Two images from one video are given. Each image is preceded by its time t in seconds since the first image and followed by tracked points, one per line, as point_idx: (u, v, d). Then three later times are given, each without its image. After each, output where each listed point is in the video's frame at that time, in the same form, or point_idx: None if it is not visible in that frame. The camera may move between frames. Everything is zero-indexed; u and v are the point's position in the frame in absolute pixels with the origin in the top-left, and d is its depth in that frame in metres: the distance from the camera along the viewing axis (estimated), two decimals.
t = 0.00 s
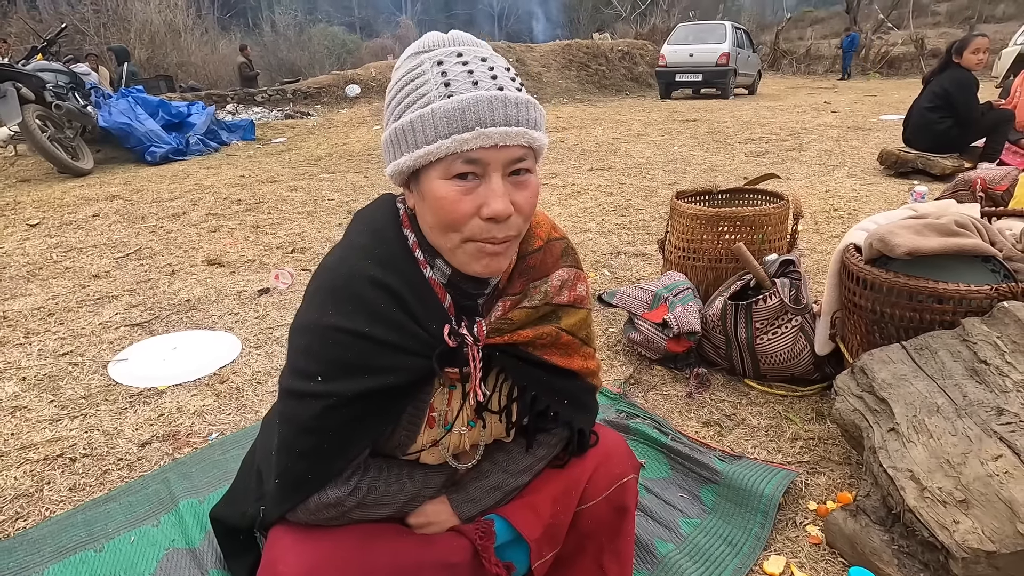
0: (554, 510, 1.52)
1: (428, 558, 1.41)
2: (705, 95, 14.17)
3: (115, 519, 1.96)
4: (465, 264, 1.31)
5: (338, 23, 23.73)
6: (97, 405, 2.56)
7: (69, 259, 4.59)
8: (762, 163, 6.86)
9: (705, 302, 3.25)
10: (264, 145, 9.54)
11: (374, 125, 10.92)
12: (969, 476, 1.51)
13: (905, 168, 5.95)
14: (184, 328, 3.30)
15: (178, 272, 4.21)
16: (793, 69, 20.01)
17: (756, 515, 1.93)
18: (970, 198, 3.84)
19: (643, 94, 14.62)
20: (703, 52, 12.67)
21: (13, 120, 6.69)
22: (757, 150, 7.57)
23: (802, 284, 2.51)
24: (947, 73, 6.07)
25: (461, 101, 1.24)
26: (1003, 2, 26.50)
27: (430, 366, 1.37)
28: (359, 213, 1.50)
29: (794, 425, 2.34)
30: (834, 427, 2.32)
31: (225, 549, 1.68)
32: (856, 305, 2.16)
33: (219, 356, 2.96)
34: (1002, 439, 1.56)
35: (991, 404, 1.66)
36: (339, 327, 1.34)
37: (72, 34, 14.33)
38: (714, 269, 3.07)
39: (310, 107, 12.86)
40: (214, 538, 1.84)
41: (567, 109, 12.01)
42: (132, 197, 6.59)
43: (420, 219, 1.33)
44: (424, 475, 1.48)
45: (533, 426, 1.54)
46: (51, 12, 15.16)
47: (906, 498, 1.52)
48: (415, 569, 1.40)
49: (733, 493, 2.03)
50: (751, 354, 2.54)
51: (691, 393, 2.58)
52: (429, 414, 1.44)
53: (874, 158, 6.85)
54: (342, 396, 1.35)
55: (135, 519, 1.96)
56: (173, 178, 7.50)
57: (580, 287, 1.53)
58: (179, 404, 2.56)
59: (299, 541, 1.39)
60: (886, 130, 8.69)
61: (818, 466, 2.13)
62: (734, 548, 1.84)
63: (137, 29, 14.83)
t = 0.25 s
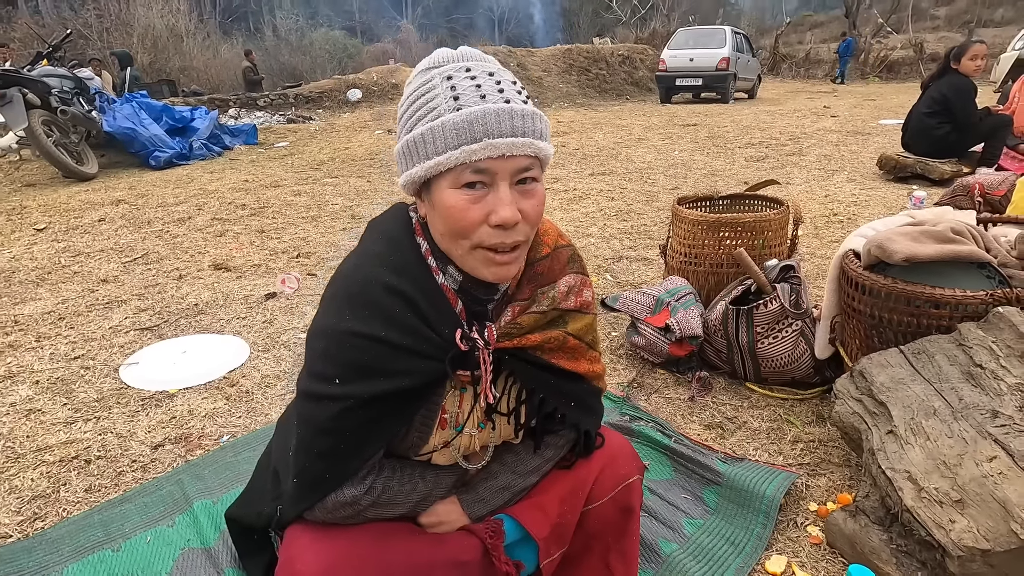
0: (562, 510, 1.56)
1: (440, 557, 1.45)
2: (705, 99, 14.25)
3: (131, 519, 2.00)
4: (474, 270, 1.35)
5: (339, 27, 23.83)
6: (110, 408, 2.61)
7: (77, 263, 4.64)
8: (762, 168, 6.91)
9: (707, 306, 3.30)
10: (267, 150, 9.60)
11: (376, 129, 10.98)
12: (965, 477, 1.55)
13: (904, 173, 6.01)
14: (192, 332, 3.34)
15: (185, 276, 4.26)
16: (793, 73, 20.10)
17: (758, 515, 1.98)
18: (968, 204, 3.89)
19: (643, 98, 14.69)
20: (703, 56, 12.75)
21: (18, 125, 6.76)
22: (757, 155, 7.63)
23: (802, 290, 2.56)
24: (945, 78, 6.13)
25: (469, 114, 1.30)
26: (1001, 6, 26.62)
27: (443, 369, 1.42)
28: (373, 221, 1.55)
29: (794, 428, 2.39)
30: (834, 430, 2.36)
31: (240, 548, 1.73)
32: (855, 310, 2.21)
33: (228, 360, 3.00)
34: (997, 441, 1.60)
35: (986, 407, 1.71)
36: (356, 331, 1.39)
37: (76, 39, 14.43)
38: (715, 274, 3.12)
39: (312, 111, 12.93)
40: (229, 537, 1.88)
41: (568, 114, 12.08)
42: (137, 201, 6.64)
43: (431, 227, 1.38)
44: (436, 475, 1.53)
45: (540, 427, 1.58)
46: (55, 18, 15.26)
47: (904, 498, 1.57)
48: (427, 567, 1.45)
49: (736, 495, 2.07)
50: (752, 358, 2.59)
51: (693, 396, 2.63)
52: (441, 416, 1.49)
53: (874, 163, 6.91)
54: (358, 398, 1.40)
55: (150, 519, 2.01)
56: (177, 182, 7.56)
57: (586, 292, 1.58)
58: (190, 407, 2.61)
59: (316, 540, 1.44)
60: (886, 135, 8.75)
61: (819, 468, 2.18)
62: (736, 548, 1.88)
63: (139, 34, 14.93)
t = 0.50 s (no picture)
0: (579, 506, 1.61)
1: (461, 551, 1.50)
2: (707, 102, 14.31)
3: (154, 516, 2.05)
4: (497, 272, 1.40)
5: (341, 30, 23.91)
6: (128, 408, 2.65)
7: (88, 266, 4.69)
8: (764, 171, 6.97)
9: (712, 308, 3.35)
10: (272, 153, 9.67)
11: (380, 132, 11.05)
12: (970, 474, 1.60)
13: (906, 176, 6.06)
14: (206, 333, 3.39)
15: (196, 278, 4.31)
16: (793, 76, 20.17)
17: (767, 512, 2.02)
18: (970, 207, 3.94)
19: (644, 101, 14.76)
20: (704, 59, 12.81)
21: (26, 128, 6.82)
22: (760, 157, 7.68)
23: (808, 292, 2.61)
24: (946, 82, 6.19)
25: (493, 122, 1.35)
26: (1001, 9, 26.70)
27: (466, 368, 1.47)
28: (398, 226, 1.60)
29: (801, 427, 2.44)
30: (840, 429, 2.41)
31: (263, 544, 1.77)
32: (860, 312, 2.26)
33: (242, 360, 3.05)
34: (1001, 439, 1.65)
35: (990, 407, 1.76)
36: (383, 332, 1.44)
37: (81, 43, 14.51)
38: (721, 276, 3.17)
39: (315, 114, 12.99)
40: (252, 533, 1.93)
41: (570, 116, 12.14)
42: (145, 204, 6.70)
43: (455, 231, 1.43)
44: (457, 472, 1.57)
45: (558, 426, 1.63)
46: (59, 22, 15.36)
47: (911, 494, 1.62)
48: (450, 561, 1.49)
49: (745, 492, 2.12)
50: (758, 359, 2.63)
51: (700, 396, 2.68)
52: (463, 414, 1.53)
53: (875, 166, 6.96)
54: (385, 397, 1.45)
55: (173, 516, 2.06)
56: (184, 185, 7.61)
57: (602, 294, 1.63)
58: (207, 407, 2.66)
59: (343, 535, 1.50)
60: (887, 137, 8.80)
61: (826, 466, 2.22)
62: (746, 543, 1.93)
63: (143, 37, 15.01)
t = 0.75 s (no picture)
0: (586, 500, 1.65)
1: (472, 544, 1.55)
2: (708, 104, 14.37)
3: (169, 510, 2.10)
4: (513, 267, 1.45)
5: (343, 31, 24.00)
6: (140, 406, 2.70)
7: (96, 266, 4.75)
8: (765, 173, 7.02)
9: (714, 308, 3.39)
10: (275, 154, 9.73)
11: (382, 134, 11.11)
12: (967, 468, 1.64)
13: (906, 177, 6.10)
14: (214, 333, 3.44)
15: (203, 278, 4.36)
16: (794, 77, 20.23)
17: (768, 508, 2.07)
18: (969, 209, 3.99)
19: (645, 103, 14.82)
20: (705, 61, 12.87)
21: (33, 130, 6.88)
22: (760, 159, 7.73)
23: (808, 293, 2.65)
24: (946, 84, 6.23)
25: (513, 123, 1.39)
26: (1002, 10, 26.75)
27: (478, 360, 1.52)
28: (417, 222, 1.65)
29: (802, 425, 2.48)
30: (840, 427, 2.45)
31: (276, 537, 1.82)
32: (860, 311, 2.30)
33: (251, 360, 3.10)
34: (996, 435, 1.70)
35: (986, 403, 1.80)
36: (402, 322, 1.49)
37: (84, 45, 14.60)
38: (723, 277, 3.21)
39: (318, 116, 13.06)
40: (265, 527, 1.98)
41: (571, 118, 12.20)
42: (151, 205, 6.76)
43: (473, 227, 1.48)
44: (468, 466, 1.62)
45: (567, 421, 1.67)
46: (63, 25, 15.47)
47: (909, 488, 1.66)
48: (460, 554, 1.54)
49: (746, 488, 2.16)
50: (760, 358, 2.68)
51: (703, 395, 2.72)
52: (474, 405, 1.58)
53: (875, 167, 7.01)
54: (400, 385, 1.50)
55: (187, 510, 2.10)
56: (188, 186, 7.67)
57: (611, 293, 1.67)
58: (218, 405, 2.70)
59: (358, 528, 1.54)
60: (887, 139, 8.85)
61: (826, 463, 2.27)
62: (748, 538, 1.97)
63: (146, 39, 15.09)
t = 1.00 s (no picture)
0: (584, 499, 1.66)
1: (471, 542, 1.55)
2: (708, 105, 14.38)
3: (167, 510, 2.10)
4: (519, 263, 1.45)
5: (343, 33, 24.03)
6: (140, 406, 2.71)
7: (96, 267, 4.75)
8: (765, 174, 7.02)
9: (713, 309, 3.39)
10: (275, 155, 9.74)
11: (382, 135, 11.12)
12: (964, 467, 1.65)
13: (905, 178, 6.11)
14: (214, 333, 3.45)
15: (203, 279, 4.36)
16: (794, 78, 20.26)
17: (766, 507, 2.07)
18: (968, 209, 3.99)
19: (645, 104, 14.83)
20: (705, 62, 12.88)
21: (33, 131, 6.89)
22: (760, 160, 7.74)
23: (806, 292, 2.66)
24: (945, 85, 6.24)
25: (533, 121, 1.40)
26: (1001, 12, 26.76)
27: (480, 357, 1.53)
28: (423, 217, 1.66)
29: (801, 425, 2.48)
30: (838, 427, 2.45)
31: (275, 537, 1.82)
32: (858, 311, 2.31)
33: (250, 360, 3.10)
34: (993, 433, 1.70)
35: (984, 402, 1.80)
36: (408, 315, 1.49)
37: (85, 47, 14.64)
38: (722, 277, 3.22)
39: (318, 117, 13.07)
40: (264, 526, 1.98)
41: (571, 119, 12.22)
42: (150, 206, 6.76)
43: (483, 221, 1.48)
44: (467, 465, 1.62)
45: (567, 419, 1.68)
46: (64, 27, 15.52)
47: (906, 487, 1.66)
48: (460, 553, 1.54)
49: (745, 487, 2.17)
50: (758, 359, 2.68)
51: (702, 395, 2.72)
52: (476, 401, 1.59)
53: (875, 169, 7.02)
54: (403, 377, 1.50)
55: (186, 510, 2.10)
56: (188, 187, 7.68)
57: (612, 293, 1.68)
58: (217, 405, 2.71)
59: (358, 527, 1.55)
60: (887, 141, 8.85)
61: (824, 463, 2.27)
62: (746, 537, 1.98)
63: (146, 40, 15.12)
